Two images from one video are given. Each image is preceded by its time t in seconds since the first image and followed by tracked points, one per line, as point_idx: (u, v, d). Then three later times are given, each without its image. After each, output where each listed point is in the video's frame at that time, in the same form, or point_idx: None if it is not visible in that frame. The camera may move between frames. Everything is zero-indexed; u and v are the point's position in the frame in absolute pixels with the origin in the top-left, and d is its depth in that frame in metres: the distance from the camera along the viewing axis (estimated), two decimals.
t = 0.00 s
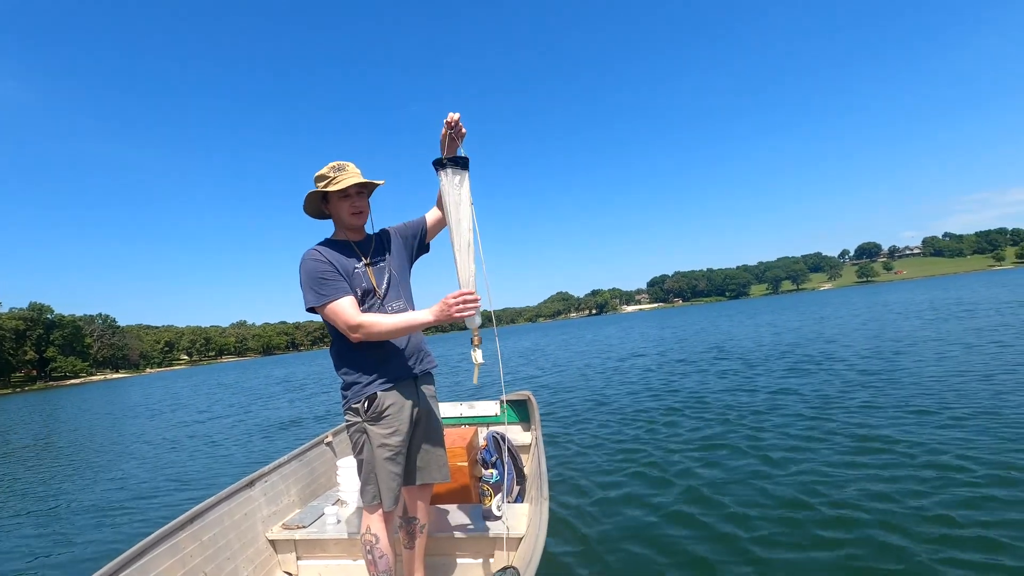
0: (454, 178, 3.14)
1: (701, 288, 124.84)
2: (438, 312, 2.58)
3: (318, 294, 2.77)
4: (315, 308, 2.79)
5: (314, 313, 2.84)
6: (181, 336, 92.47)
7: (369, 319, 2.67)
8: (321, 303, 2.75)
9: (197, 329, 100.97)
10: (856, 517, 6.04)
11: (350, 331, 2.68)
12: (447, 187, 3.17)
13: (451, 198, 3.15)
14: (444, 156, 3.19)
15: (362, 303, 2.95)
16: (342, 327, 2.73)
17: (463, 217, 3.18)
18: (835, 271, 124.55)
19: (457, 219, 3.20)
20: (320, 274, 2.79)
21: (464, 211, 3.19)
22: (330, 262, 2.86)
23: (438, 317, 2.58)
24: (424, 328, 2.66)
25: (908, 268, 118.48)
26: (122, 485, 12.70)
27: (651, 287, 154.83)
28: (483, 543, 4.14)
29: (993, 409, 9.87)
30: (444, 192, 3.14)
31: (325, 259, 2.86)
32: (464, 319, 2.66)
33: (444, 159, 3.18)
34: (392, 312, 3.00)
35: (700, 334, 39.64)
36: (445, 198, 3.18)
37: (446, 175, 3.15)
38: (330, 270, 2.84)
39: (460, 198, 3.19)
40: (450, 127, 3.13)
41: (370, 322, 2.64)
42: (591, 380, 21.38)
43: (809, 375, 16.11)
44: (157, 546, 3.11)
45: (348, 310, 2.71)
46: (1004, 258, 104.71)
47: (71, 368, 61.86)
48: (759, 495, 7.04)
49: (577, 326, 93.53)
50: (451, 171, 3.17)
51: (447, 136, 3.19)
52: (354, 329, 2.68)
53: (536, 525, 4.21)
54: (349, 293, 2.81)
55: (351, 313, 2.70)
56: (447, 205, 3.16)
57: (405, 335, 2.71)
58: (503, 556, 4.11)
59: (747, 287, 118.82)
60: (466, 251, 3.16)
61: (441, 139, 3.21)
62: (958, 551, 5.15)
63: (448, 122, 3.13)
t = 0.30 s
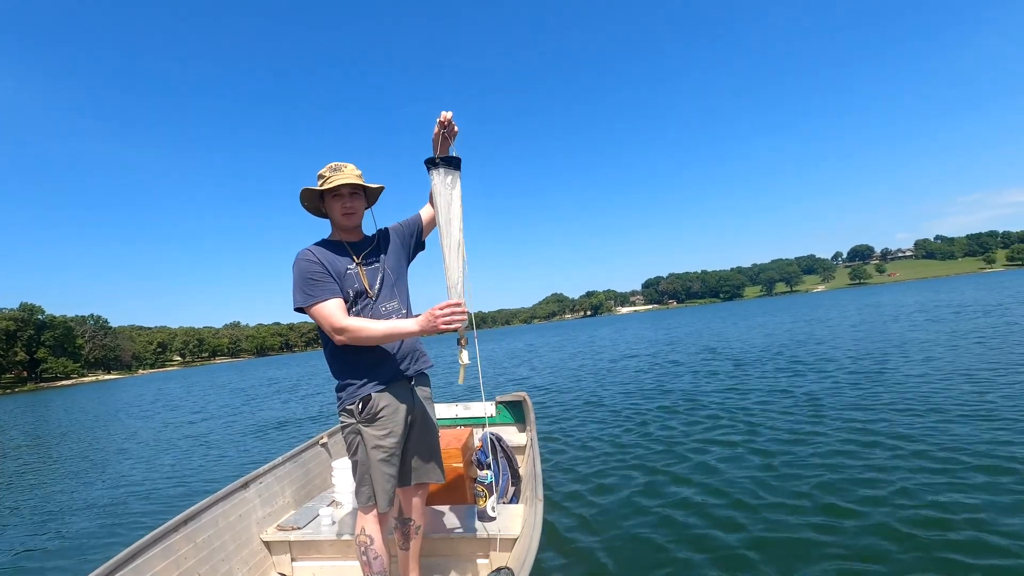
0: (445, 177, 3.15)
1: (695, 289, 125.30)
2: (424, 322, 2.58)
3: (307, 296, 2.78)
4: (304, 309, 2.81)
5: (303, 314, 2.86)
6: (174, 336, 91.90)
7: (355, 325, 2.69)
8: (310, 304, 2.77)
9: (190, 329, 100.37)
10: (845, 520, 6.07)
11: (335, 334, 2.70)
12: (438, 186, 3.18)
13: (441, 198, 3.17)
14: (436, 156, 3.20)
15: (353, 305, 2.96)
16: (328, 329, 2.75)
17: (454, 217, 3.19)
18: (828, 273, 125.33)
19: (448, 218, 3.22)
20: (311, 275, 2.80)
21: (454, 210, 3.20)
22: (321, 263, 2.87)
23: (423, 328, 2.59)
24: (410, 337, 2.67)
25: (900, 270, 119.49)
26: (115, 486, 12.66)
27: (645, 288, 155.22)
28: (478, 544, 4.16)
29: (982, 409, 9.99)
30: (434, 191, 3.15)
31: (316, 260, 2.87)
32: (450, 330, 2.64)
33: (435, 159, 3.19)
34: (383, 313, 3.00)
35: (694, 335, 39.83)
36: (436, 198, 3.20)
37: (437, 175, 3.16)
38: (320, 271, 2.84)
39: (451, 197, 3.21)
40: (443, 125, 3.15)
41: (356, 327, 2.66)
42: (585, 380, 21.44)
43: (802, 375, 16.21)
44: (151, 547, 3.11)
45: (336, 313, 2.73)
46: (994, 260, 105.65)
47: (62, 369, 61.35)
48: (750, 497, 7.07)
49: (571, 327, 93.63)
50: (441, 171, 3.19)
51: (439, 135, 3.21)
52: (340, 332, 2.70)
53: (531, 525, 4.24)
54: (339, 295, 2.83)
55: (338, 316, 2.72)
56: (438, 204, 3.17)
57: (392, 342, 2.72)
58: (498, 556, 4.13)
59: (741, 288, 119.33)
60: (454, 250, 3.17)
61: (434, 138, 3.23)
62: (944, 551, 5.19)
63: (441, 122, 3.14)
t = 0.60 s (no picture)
0: (444, 178, 3.14)
1: (695, 291, 125.29)
2: (419, 322, 2.58)
3: (306, 296, 2.79)
4: (303, 309, 2.82)
5: (302, 314, 2.87)
6: (173, 337, 91.85)
7: (350, 325, 2.69)
8: (309, 305, 2.78)
9: (189, 330, 100.30)
10: (844, 509, 6.10)
11: (329, 334, 2.70)
12: (438, 187, 3.16)
13: (441, 198, 3.16)
14: (436, 157, 3.19)
15: (353, 305, 2.96)
16: (325, 331, 2.76)
17: (452, 218, 3.18)
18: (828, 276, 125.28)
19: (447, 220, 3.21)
20: (311, 276, 2.81)
21: (453, 212, 3.20)
22: (322, 264, 2.87)
23: (418, 327, 2.58)
24: (405, 337, 2.66)
25: (900, 272, 119.54)
26: (115, 486, 12.67)
27: (645, 291, 155.16)
28: (478, 544, 4.16)
29: (981, 409, 10.01)
30: (434, 192, 3.14)
31: (317, 260, 2.88)
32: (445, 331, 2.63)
33: (436, 159, 3.17)
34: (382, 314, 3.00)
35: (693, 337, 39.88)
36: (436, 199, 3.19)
37: (436, 175, 3.15)
38: (321, 271, 2.85)
39: (450, 199, 3.20)
40: (445, 127, 3.15)
41: (351, 327, 2.66)
42: (585, 381, 21.47)
43: (802, 377, 16.23)
44: (152, 547, 3.11)
45: (333, 314, 2.74)
46: (994, 263, 105.60)
47: (61, 370, 61.28)
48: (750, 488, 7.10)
49: (571, 329, 93.54)
50: (441, 171, 3.17)
51: (442, 136, 3.21)
52: (335, 333, 2.70)
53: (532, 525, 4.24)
54: (338, 296, 2.83)
55: (334, 317, 2.73)
56: (436, 206, 3.16)
57: (388, 343, 2.71)
58: (499, 556, 4.14)
59: (741, 291, 119.29)
60: (452, 251, 3.16)
61: (436, 139, 3.23)
62: (944, 539, 5.21)
63: (443, 122, 3.14)
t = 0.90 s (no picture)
0: (447, 173, 3.11)
1: (699, 293, 124.90)
2: (425, 337, 2.59)
3: (316, 297, 2.79)
4: (313, 310, 2.82)
5: (313, 315, 2.87)
6: (178, 336, 92.28)
7: (355, 333, 2.70)
8: (319, 306, 2.78)
9: (194, 329, 100.72)
10: (855, 514, 6.05)
11: (334, 338, 2.74)
12: (441, 183, 3.14)
13: (446, 196, 3.15)
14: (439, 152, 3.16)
15: (365, 306, 2.97)
16: (330, 335, 2.78)
17: (456, 214, 3.17)
18: (834, 278, 124.84)
19: (451, 216, 3.20)
20: (323, 277, 2.81)
21: (458, 208, 3.18)
22: (334, 265, 2.87)
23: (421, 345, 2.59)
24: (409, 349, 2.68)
25: (906, 274, 118.79)
26: (122, 483, 12.72)
27: (649, 292, 154.84)
28: (483, 545, 4.15)
29: (991, 412, 9.93)
30: (439, 189, 3.13)
31: (330, 261, 2.88)
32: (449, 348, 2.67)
33: (439, 155, 3.14)
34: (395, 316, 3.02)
35: (698, 338, 39.78)
36: (441, 196, 3.18)
37: (440, 172, 3.12)
38: (333, 273, 2.85)
39: (452, 195, 3.19)
40: (447, 122, 3.13)
41: (355, 334, 2.67)
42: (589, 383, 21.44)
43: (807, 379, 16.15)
44: (159, 543, 3.11)
45: (340, 319, 2.75)
46: (1002, 266, 104.84)
47: (67, 368, 61.59)
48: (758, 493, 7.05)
49: (574, 330, 93.45)
50: (446, 167, 3.15)
51: (443, 132, 3.19)
52: (341, 337, 2.72)
53: (537, 526, 4.21)
54: (348, 298, 2.84)
55: (341, 322, 2.75)
56: (439, 204, 3.15)
57: (391, 352, 2.72)
58: (504, 557, 4.12)
59: (745, 292, 118.85)
60: (458, 249, 3.17)
61: (437, 136, 3.21)
62: (958, 545, 5.15)
63: (444, 118, 3.13)
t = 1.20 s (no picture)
0: (451, 155, 3.10)
1: (700, 294, 124.85)
2: (445, 315, 2.62)
3: (332, 299, 2.79)
4: (328, 312, 2.82)
5: (327, 316, 2.87)
6: (179, 335, 92.35)
7: (378, 325, 2.71)
8: (334, 307, 2.78)
9: (195, 327, 100.77)
10: (857, 518, 6.03)
11: (357, 337, 2.70)
12: (449, 165, 3.13)
13: (451, 178, 3.13)
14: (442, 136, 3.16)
15: (376, 307, 2.98)
16: (349, 332, 2.77)
17: (464, 196, 3.17)
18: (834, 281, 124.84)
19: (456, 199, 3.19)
20: (335, 278, 2.81)
21: (465, 191, 3.17)
22: (345, 266, 2.87)
23: (445, 321, 2.62)
24: (430, 333, 2.70)
25: (907, 277, 118.74)
26: (122, 480, 12.74)
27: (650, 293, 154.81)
28: (481, 545, 4.15)
29: (993, 415, 9.90)
30: (445, 171, 3.11)
31: (340, 262, 2.88)
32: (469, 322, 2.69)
33: (446, 138, 3.15)
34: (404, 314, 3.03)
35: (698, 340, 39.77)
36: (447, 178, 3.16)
37: (444, 155, 3.12)
38: (345, 273, 2.85)
39: (461, 176, 3.18)
40: (454, 106, 3.15)
41: (378, 327, 2.68)
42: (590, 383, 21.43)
43: (807, 381, 16.17)
44: (161, 537, 3.12)
45: (358, 315, 2.74)
46: (1003, 269, 104.77)
47: (68, 366, 61.68)
48: (760, 495, 7.03)
49: (575, 330, 93.45)
50: (451, 150, 3.15)
51: (449, 116, 3.20)
52: (361, 334, 2.71)
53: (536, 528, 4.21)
54: (363, 298, 2.84)
55: (360, 318, 2.73)
56: (448, 185, 3.13)
57: (412, 340, 2.74)
58: (502, 558, 4.13)
59: (746, 294, 118.79)
60: (465, 231, 3.17)
61: (443, 119, 3.22)
62: (962, 550, 5.12)
63: (451, 102, 3.14)
